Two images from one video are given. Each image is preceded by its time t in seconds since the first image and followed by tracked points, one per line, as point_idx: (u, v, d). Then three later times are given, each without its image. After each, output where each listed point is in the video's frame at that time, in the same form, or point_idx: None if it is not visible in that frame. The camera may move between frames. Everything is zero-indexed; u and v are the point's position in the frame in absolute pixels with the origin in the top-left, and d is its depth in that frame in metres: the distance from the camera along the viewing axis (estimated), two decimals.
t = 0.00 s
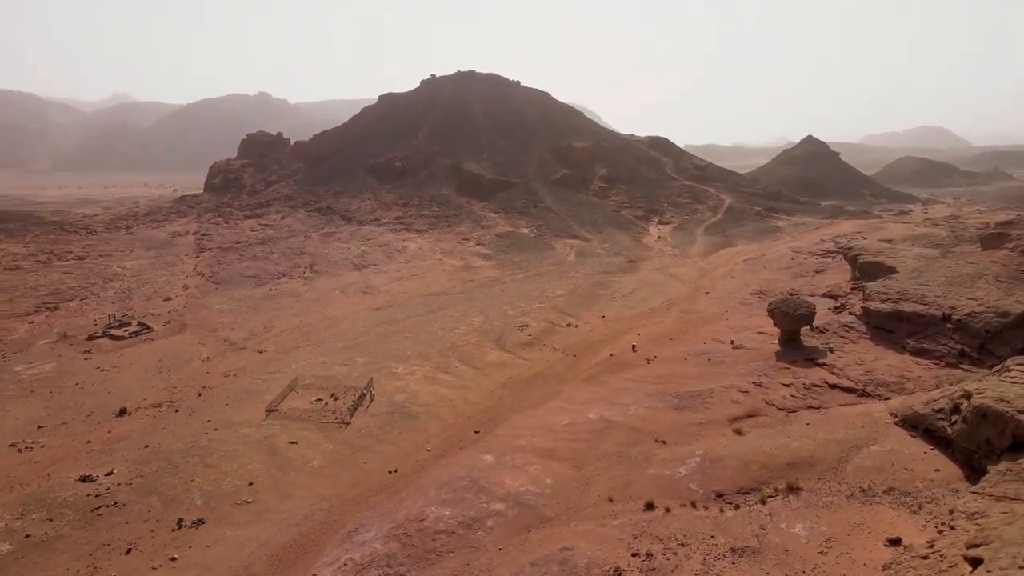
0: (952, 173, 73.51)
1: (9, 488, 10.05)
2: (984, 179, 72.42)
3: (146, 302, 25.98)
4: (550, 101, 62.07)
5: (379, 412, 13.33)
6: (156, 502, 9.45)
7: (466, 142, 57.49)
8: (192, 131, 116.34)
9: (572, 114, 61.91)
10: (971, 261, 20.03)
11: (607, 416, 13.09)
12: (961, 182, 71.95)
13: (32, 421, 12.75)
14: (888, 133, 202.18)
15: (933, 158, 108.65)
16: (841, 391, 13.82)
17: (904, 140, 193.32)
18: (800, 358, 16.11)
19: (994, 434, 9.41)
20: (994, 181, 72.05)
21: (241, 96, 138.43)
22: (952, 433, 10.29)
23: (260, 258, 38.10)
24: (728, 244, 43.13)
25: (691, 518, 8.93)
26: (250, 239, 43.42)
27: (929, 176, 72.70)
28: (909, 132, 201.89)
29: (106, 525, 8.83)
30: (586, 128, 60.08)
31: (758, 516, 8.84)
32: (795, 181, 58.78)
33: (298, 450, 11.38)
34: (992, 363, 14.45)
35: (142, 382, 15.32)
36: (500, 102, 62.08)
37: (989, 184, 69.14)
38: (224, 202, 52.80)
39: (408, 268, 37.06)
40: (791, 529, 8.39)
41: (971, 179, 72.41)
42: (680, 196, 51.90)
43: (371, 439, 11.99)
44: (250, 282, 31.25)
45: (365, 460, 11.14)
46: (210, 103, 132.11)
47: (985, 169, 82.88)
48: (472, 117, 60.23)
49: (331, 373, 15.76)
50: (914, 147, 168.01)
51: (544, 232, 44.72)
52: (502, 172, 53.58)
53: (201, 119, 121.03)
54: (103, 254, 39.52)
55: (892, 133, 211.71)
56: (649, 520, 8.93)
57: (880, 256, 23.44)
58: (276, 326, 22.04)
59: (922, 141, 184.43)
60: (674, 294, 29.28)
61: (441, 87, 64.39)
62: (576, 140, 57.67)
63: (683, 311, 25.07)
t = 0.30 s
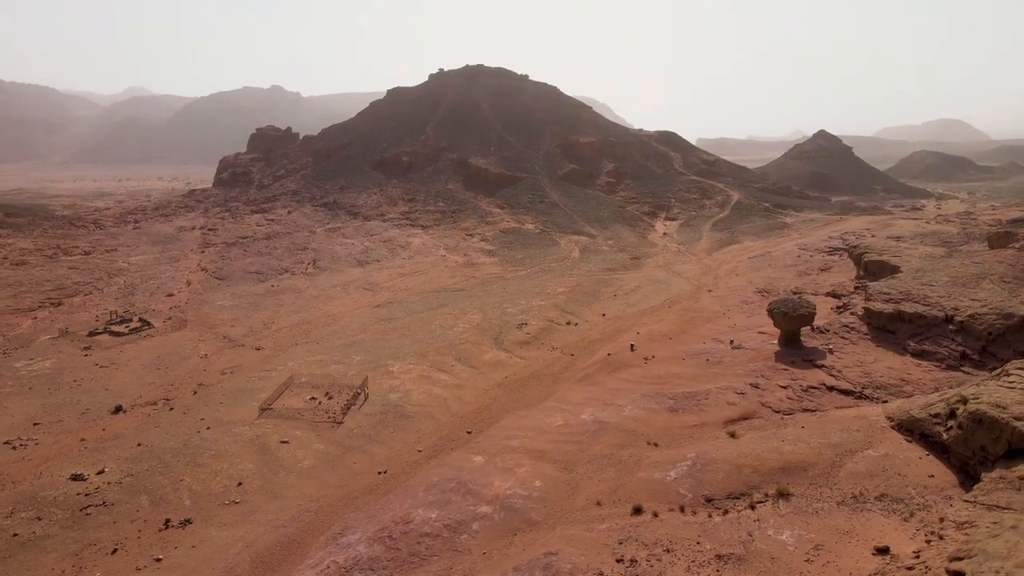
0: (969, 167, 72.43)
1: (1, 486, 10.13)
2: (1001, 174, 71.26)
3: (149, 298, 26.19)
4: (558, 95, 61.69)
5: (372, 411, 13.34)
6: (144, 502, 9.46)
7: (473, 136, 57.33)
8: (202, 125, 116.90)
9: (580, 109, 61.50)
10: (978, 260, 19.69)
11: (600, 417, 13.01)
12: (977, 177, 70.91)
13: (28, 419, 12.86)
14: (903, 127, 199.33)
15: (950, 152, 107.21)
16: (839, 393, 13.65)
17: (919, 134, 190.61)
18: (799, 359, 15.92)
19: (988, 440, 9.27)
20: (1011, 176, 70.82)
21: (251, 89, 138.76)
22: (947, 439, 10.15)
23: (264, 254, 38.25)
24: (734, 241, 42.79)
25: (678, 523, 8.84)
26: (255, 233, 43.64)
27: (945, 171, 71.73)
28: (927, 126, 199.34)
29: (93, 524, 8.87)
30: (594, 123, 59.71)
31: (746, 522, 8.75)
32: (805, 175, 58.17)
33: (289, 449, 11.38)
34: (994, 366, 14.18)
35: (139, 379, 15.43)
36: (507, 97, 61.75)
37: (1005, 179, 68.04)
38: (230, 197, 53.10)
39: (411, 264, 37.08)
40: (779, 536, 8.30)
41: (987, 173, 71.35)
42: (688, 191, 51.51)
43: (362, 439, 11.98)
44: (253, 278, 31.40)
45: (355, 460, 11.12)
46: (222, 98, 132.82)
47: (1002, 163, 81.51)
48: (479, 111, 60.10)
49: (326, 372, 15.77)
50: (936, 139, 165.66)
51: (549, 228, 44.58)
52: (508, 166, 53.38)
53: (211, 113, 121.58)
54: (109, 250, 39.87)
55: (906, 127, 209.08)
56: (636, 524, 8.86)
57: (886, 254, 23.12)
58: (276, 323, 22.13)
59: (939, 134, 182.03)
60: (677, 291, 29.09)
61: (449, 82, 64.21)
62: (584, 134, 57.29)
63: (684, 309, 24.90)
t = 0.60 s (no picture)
0: (986, 162, 71.09)
1: None
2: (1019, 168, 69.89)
3: (152, 294, 26.40)
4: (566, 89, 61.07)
5: (366, 410, 13.34)
6: (133, 501, 9.51)
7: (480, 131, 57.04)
8: (212, 118, 117.37)
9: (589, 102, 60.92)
10: (986, 260, 19.33)
11: (593, 418, 12.93)
12: (995, 171, 69.57)
13: (25, 415, 12.97)
14: (918, 119, 196.68)
15: (969, 146, 105.26)
16: (836, 396, 13.49)
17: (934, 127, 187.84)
18: (798, 359, 15.75)
19: (983, 447, 9.12)
20: None
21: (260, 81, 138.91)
22: (942, 445, 10.00)
23: (268, 249, 38.40)
24: (740, 237, 42.43)
25: (665, 529, 8.77)
26: (260, 228, 43.81)
27: (962, 165, 70.45)
28: (944, 119, 196.22)
29: (81, 523, 8.92)
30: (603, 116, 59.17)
31: (733, 528, 8.67)
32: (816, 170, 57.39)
33: (280, 449, 11.41)
34: (996, 369, 13.90)
35: (137, 376, 15.53)
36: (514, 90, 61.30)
37: None
38: (236, 192, 53.36)
39: (415, 260, 37.07)
40: (766, 543, 8.22)
41: (1005, 167, 69.99)
42: (696, 186, 51.02)
43: (354, 438, 11.97)
44: (256, 274, 31.54)
45: (345, 461, 11.12)
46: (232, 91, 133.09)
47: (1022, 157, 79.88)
48: (487, 105, 59.73)
49: (322, 370, 15.80)
50: (953, 132, 163.06)
51: (554, 223, 44.38)
52: (515, 161, 53.13)
53: (221, 107, 122.00)
54: (116, 244, 40.21)
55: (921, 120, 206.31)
56: (623, 529, 8.80)
57: (892, 252, 22.77)
58: (277, 319, 22.21)
59: (956, 127, 179.14)
60: (680, 288, 28.87)
61: (457, 75, 63.85)
62: (592, 128, 56.82)
63: (686, 307, 24.72)
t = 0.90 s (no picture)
0: (1004, 156, 69.72)
1: None
2: None
3: (155, 289, 26.65)
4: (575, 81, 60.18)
5: (359, 409, 13.35)
6: (122, 500, 9.57)
7: (488, 123, 56.58)
8: (222, 112, 117.86)
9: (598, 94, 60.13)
10: (993, 259, 18.94)
11: (586, 419, 12.88)
12: (1013, 165, 68.22)
13: (21, 412, 13.12)
14: (934, 110, 193.10)
15: (988, 140, 103.29)
16: (833, 398, 13.33)
17: (951, 119, 184.66)
18: (796, 360, 15.58)
19: (976, 454, 8.98)
20: None
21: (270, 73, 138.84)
22: (936, 451, 9.85)
23: (272, 243, 38.55)
24: (747, 233, 42.07)
25: (651, 534, 8.72)
26: (266, 222, 44.00)
27: (979, 159, 69.17)
28: (961, 111, 193.09)
29: (70, 522, 8.99)
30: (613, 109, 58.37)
31: (720, 534, 8.60)
32: (828, 164, 56.55)
33: (272, 448, 11.45)
34: (997, 371, 13.61)
35: (135, 372, 15.66)
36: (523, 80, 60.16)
37: None
38: (243, 186, 53.63)
39: (418, 255, 37.08)
40: (752, 550, 8.15)
41: None
42: (704, 180, 50.48)
43: (345, 438, 12.00)
44: (259, 270, 31.70)
45: (336, 461, 11.14)
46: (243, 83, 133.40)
47: None
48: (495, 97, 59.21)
49: (319, 368, 15.83)
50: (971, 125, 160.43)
51: (560, 218, 44.18)
52: (522, 154, 52.79)
53: (231, 99, 122.32)
54: (123, 237, 40.57)
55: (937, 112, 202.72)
56: (609, 534, 8.75)
57: (898, 250, 22.42)
58: (276, 315, 22.29)
59: (974, 120, 176.23)
60: (684, 285, 28.66)
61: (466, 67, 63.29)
62: (600, 121, 56.15)
63: (688, 304, 24.54)
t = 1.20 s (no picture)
0: None
1: None
2: None
3: (158, 284, 26.88)
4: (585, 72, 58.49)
5: (353, 407, 13.39)
6: (113, 497, 9.65)
7: (496, 117, 55.79)
8: (232, 104, 118.09)
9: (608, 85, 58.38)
10: (1000, 259, 18.58)
11: (579, 419, 12.82)
12: None
13: (19, 408, 13.28)
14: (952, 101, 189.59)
15: (1009, 132, 101.06)
16: (829, 401, 13.18)
17: (970, 110, 181.40)
18: (794, 360, 15.41)
19: (969, 462, 8.84)
20: None
21: (280, 64, 138.60)
22: (929, 457, 9.71)
23: (277, 237, 38.70)
24: (754, 228, 41.69)
25: (637, 538, 8.66)
26: (272, 215, 44.18)
27: (998, 151, 67.66)
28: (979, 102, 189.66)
29: (60, 519, 9.08)
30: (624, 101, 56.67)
31: (706, 540, 8.54)
32: (841, 157, 55.55)
33: (263, 446, 11.49)
34: (998, 375, 13.38)
35: (132, 368, 15.81)
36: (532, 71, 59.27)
37: None
38: (250, 180, 53.86)
39: (421, 250, 37.07)
40: (737, 556, 8.08)
41: None
42: (713, 174, 49.83)
43: (337, 436, 12.03)
44: (262, 265, 31.85)
45: (326, 460, 11.15)
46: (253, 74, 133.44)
47: None
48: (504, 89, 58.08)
49: (314, 365, 15.86)
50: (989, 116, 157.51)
51: (565, 212, 43.96)
52: (530, 147, 52.28)
53: (241, 91, 122.44)
54: (129, 231, 40.90)
55: (954, 103, 199.51)
56: (595, 538, 8.72)
57: (904, 248, 22.06)
58: (276, 311, 22.40)
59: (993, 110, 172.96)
60: (687, 281, 28.43)
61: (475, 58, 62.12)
62: (610, 114, 55.05)
63: (690, 302, 24.37)
